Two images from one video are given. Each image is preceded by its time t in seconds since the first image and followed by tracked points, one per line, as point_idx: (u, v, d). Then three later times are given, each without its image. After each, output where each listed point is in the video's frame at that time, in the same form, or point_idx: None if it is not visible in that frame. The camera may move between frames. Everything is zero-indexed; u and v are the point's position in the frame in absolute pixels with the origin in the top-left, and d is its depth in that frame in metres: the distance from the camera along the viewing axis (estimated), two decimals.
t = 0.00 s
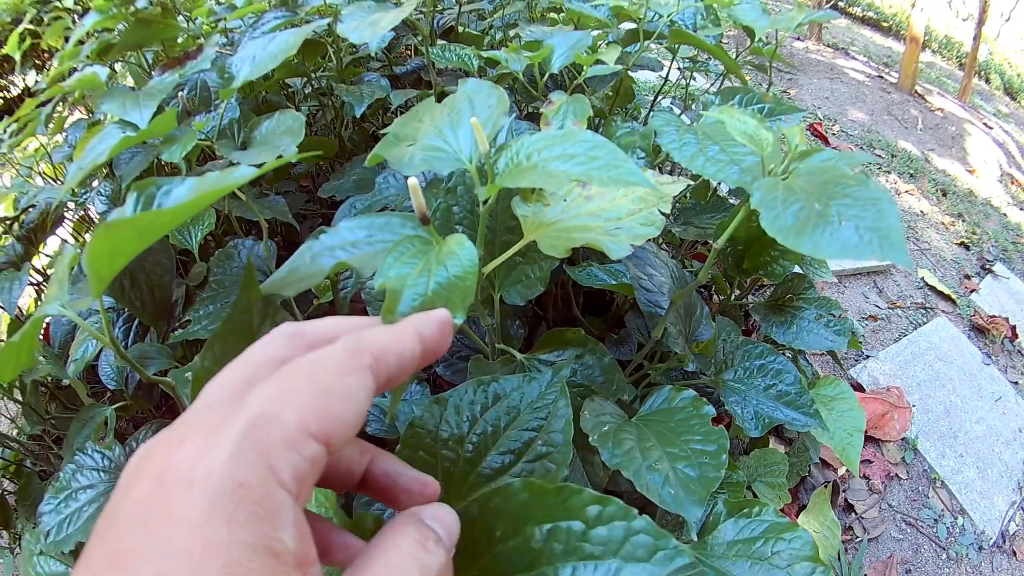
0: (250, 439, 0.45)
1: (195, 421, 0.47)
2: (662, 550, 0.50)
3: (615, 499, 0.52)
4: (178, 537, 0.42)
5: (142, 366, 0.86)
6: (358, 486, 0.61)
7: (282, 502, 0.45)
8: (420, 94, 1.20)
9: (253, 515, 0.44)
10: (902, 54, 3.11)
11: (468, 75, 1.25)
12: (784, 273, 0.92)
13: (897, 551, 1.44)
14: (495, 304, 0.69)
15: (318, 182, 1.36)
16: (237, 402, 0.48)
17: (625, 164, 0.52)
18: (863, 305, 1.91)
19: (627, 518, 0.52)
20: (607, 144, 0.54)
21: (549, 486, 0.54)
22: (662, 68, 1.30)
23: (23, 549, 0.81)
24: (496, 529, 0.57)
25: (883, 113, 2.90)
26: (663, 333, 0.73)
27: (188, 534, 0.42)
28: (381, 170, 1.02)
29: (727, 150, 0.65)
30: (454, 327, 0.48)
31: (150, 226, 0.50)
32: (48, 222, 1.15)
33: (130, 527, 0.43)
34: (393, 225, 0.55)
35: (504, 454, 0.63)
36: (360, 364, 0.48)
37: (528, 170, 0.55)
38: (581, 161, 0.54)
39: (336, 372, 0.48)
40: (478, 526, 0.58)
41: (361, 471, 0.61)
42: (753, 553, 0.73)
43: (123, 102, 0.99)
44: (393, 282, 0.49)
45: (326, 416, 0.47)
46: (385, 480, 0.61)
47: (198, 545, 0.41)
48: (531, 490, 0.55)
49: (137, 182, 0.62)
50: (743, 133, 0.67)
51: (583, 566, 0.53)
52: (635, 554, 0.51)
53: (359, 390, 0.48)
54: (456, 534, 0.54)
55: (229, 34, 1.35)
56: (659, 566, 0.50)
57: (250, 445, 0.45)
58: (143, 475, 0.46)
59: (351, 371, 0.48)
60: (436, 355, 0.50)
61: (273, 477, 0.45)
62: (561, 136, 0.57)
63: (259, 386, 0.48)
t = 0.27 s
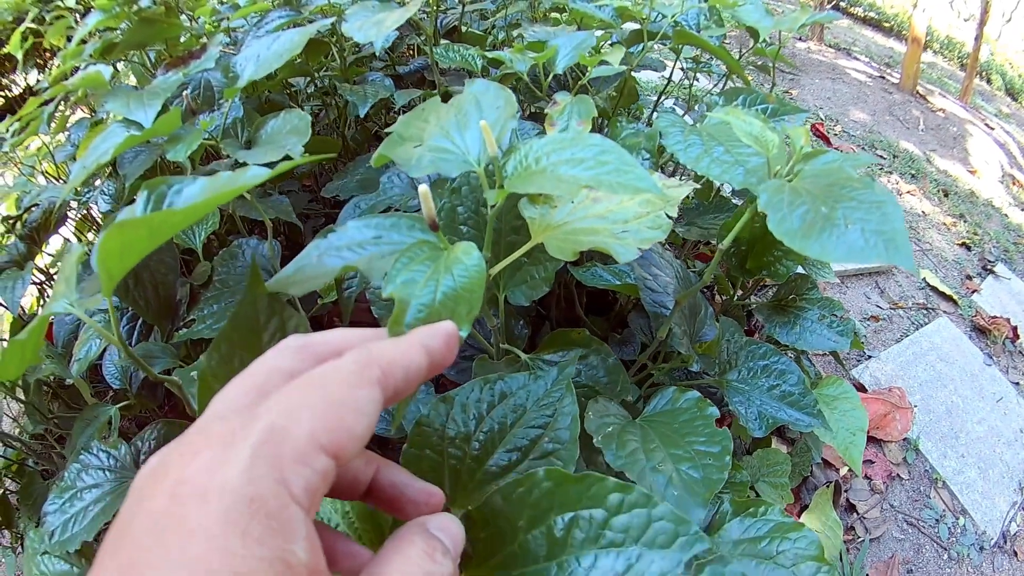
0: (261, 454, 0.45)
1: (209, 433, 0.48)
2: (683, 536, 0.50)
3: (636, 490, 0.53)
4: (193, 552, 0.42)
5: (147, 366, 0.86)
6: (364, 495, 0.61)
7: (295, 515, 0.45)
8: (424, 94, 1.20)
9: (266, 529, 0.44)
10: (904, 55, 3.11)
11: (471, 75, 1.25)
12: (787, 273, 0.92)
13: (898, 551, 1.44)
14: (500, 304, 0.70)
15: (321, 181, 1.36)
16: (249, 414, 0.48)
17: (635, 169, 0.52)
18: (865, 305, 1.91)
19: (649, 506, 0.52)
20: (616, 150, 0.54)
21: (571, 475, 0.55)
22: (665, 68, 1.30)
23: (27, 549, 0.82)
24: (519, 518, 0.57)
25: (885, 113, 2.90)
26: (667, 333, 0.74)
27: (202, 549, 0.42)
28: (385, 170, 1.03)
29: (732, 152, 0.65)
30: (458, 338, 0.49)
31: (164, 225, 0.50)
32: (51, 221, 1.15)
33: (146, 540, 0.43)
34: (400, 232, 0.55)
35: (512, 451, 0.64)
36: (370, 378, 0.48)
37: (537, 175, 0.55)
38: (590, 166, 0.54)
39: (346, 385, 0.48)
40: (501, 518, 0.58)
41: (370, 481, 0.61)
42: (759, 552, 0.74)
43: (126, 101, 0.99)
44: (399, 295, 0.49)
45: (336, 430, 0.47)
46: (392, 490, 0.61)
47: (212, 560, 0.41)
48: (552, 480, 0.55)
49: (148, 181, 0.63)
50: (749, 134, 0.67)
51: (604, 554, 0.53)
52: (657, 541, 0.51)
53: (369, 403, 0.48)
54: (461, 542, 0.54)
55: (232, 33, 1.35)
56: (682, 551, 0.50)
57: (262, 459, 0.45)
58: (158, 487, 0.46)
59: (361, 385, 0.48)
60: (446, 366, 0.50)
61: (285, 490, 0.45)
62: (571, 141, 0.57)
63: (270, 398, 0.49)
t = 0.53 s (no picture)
0: (259, 458, 0.45)
1: (207, 438, 0.47)
2: (689, 518, 0.51)
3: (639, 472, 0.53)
4: (188, 558, 0.41)
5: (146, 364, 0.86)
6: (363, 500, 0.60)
7: (293, 522, 0.45)
8: (425, 92, 1.19)
9: (263, 535, 0.43)
10: (905, 54, 3.10)
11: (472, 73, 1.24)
12: (791, 271, 0.92)
13: (901, 551, 1.44)
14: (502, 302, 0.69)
15: (321, 180, 1.36)
16: (247, 419, 0.47)
17: (644, 168, 0.52)
18: (867, 304, 1.91)
19: (653, 490, 0.52)
20: (625, 147, 0.54)
21: (574, 463, 0.54)
22: (667, 66, 1.30)
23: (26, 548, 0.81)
24: (522, 510, 0.56)
25: (887, 112, 2.89)
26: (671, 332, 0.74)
27: (199, 555, 0.41)
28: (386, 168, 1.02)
29: (735, 147, 0.65)
30: (462, 343, 0.49)
31: (160, 217, 0.50)
32: (50, 219, 1.15)
33: (140, 547, 0.43)
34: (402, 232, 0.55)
35: (515, 450, 0.63)
36: (369, 382, 0.48)
37: (545, 173, 0.55)
38: (599, 164, 0.54)
39: (345, 390, 0.48)
40: (503, 518, 0.57)
41: (370, 484, 0.60)
42: (765, 551, 0.73)
43: (126, 99, 0.99)
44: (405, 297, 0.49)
45: (335, 434, 0.47)
46: (392, 494, 0.60)
47: (208, 567, 0.41)
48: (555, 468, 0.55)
49: (144, 176, 0.62)
50: (752, 129, 0.66)
51: (610, 541, 0.52)
52: (661, 524, 0.51)
53: (369, 408, 0.48)
54: (460, 549, 0.54)
55: (232, 31, 1.34)
56: (688, 532, 0.50)
57: (260, 464, 0.45)
58: (154, 493, 0.46)
59: (360, 389, 0.48)
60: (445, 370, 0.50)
61: (283, 496, 0.45)
62: (579, 137, 0.57)
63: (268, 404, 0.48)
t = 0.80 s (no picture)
0: (253, 470, 0.44)
1: (202, 448, 0.47)
2: (685, 546, 0.50)
3: (635, 496, 0.52)
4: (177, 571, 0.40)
5: (141, 365, 0.85)
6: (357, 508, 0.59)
7: (285, 534, 0.44)
8: (426, 91, 1.19)
9: (255, 548, 0.42)
10: (909, 54, 3.09)
11: (473, 72, 1.24)
12: (793, 272, 0.91)
13: (903, 554, 1.43)
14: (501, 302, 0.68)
15: (322, 179, 1.35)
16: (242, 429, 0.47)
17: (650, 161, 0.52)
18: (870, 306, 1.90)
19: (650, 515, 0.51)
20: (629, 139, 0.53)
21: (568, 485, 0.53)
22: (670, 66, 1.29)
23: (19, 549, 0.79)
24: (515, 530, 0.55)
25: (890, 113, 2.88)
26: (672, 330, 0.73)
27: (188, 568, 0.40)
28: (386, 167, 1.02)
29: (738, 145, 0.64)
30: (458, 352, 0.48)
31: (142, 217, 0.49)
32: (49, 217, 1.14)
33: (129, 558, 0.42)
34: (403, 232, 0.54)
35: (510, 456, 0.63)
36: (364, 394, 0.47)
37: (550, 167, 0.54)
38: (604, 157, 0.53)
39: (341, 400, 0.47)
40: (497, 526, 0.56)
41: (365, 492, 0.59)
42: (765, 557, 0.73)
43: (124, 97, 0.98)
44: (405, 304, 0.47)
45: (329, 446, 0.46)
46: (386, 502, 0.60)
47: None
48: (547, 489, 0.54)
49: (131, 175, 0.62)
50: (754, 126, 0.65)
51: (604, 567, 0.52)
52: (657, 552, 0.50)
53: (364, 419, 0.47)
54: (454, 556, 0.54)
55: (233, 29, 1.34)
56: (683, 561, 0.49)
57: (253, 476, 0.44)
58: (147, 502, 0.45)
59: (356, 401, 0.47)
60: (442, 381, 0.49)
61: (275, 508, 0.44)
62: (582, 131, 0.56)
63: (263, 414, 0.48)
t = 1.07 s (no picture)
0: (268, 474, 0.43)
1: (213, 451, 0.46)
2: (699, 557, 0.49)
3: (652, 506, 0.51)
4: None
5: (139, 365, 0.85)
6: (371, 513, 0.58)
7: (300, 541, 0.43)
8: (426, 90, 1.18)
9: (270, 555, 0.42)
10: (911, 55, 3.08)
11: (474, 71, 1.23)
12: (795, 274, 0.90)
13: (904, 557, 1.42)
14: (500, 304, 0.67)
15: (321, 178, 1.35)
16: (255, 431, 0.46)
17: (666, 161, 0.51)
18: (871, 307, 1.89)
19: (664, 526, 0.51)
20: (646, 139, 0.53)
21: (584, 495, 0.52)
22: (671, 65, 1.28)
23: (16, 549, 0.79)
24: (527, 539, 0.54)
25: (892, 114, 2.87)
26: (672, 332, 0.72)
27: None
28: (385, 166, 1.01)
29: (740, 144, 0.63)
30: (477, 354, 0.48)
31: (135, 214, 0.49)
32: (47, 217, 1.14)
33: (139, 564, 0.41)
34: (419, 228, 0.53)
35: (511, 461, 0.62)
36: (381, 397, 0.47)
37: (566, 166, 0.54)
38: (620, 156, 0.52)
39: (357, 402, 0.46)
40: (505, 534, 0.55)
41: (382, 495, 0.57)
42: (767, 562, 0.72)
43: (121, 95, 0.98)
44: (425, 305, 0.47)
45: (345, 450, 0.45)
46: (401, 506, 0.58)
47: None
48: (563, 497, 0.53)
49: (127, 172, 0.61)
50: (756, 126, 0.65)
51: None
52: (671, 562, 0.50)
53: (381, 423, 0.47)
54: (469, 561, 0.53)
55: (233, 28, 1.33)
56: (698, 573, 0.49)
57: (268, 481, 0.43)
58: (157, 507, 0.44)
59: (373, 403, 0.46)
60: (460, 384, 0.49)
61: (290, 515, 0.44)
62: (598, 130, 0.55)
63: (277, 416, 0.47)
